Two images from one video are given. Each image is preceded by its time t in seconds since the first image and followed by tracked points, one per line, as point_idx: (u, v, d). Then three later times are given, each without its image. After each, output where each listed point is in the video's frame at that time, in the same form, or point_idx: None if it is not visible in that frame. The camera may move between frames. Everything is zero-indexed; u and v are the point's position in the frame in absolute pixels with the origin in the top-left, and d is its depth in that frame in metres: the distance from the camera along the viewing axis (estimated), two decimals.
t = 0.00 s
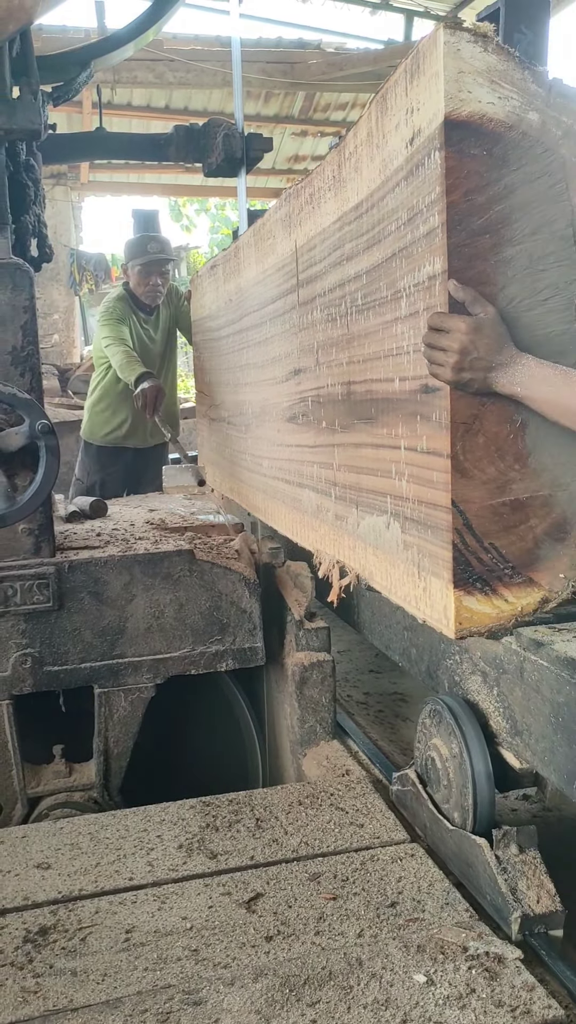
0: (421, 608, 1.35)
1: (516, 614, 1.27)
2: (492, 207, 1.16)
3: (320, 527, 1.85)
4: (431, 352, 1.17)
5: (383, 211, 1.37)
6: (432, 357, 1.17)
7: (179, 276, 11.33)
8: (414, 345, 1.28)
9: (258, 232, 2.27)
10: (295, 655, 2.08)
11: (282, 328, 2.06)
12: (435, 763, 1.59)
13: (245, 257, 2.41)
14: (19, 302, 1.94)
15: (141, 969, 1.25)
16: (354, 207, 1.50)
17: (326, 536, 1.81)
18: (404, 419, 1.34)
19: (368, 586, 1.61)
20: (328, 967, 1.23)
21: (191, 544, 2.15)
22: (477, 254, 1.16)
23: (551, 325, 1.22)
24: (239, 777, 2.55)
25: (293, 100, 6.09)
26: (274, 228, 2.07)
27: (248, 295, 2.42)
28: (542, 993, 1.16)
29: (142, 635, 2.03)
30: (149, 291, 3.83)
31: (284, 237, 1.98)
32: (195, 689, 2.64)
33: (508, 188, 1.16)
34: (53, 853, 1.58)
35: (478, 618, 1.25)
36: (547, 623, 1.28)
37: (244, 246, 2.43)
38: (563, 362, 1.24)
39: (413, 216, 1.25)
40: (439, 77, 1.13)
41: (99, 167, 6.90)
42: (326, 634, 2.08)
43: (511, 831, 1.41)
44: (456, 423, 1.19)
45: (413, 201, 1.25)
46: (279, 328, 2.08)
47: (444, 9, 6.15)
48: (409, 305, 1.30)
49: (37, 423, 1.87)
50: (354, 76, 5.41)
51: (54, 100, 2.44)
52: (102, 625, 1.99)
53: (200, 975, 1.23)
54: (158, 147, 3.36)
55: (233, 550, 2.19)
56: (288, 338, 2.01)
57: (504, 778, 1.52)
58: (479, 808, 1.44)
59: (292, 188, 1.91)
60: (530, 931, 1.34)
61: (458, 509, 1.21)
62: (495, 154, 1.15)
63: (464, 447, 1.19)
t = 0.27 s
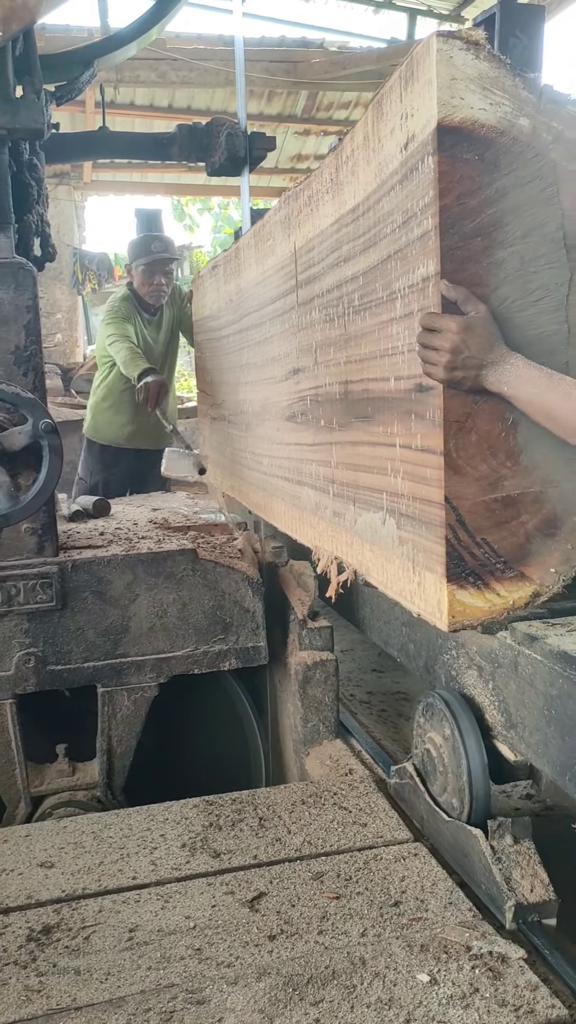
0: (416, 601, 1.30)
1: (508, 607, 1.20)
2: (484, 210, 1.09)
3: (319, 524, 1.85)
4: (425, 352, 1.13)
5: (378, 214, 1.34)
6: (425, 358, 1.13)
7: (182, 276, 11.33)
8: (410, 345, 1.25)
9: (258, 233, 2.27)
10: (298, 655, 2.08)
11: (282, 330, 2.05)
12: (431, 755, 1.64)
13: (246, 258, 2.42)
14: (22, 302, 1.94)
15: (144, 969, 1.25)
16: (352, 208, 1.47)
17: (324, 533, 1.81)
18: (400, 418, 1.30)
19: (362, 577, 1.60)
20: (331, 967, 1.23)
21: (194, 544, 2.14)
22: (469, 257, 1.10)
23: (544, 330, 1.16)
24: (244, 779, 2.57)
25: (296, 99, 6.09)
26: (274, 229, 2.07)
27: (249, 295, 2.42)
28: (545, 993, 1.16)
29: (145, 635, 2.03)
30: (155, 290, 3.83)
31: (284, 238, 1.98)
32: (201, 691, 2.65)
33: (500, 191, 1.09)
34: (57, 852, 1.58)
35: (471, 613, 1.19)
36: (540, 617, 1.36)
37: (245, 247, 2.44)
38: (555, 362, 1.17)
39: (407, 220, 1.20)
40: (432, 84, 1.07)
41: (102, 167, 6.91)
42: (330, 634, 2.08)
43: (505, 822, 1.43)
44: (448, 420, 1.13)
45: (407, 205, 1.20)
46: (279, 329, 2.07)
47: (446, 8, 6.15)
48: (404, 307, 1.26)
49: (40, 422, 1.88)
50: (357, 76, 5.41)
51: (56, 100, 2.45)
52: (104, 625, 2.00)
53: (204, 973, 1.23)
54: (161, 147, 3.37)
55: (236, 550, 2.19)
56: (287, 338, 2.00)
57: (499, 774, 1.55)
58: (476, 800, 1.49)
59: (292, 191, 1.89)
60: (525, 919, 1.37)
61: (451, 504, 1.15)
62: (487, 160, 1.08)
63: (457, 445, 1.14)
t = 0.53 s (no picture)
0: (411, 595, 1.32)
1: (501, 601, 1.22)
2: (476, 213, 1.11)
3: (317, 522, 1.85)
4: (418, 350, 1.13)
5: (373, 216, 1.35)
6: (418, 355, 1.14)
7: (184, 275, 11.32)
8: (404, 344, 1.26)
9: (258, 234, 2.27)
10: (301, 654, 2.08)
11: (280, 331, 2.05)
12: (426, 746, 1.67)
13: (246, 258, 2.42)
14: (24, 301, 1.94)
15: (147, 968, 1.25)
16: (348, 211, 1.48)
17: (322, 530, 1.81)
18: (394, 415, 1.32)
19: (359, 572, 1.61)
20: (334, 967, 1.23)
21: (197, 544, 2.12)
22: (461, 259, 1.12)
23: (536, 329, 1.18)
24: (246, 776, 2.57)
25: (298, 99, 6.09)
26: (273, 229, 2.08)
27: (249, 295, 2.42)
28: (548, 993, 1.16)
29: (148, 634, 2.03)
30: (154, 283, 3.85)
31: (282, 240, 1.98)
32: (201, 688, 2.66)
33: (491, 195, 1.12)
34: (60, 852, 1.58)
35: (464, 606, 1.20)
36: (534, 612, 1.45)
37: (245, 247, 2.44)
38: (545, 362, 1.19)
39: (401, 222, 1.22)
40: (425, 90, 1.09)
41: (105, 167, 6.91)
42: (333, 633, 2.08)
43: (501, 812, 1.48)
44: (440, 417, 1.15)
45: (401, 208, 1.22)
46: (278, 329, 2.07)
47: (449, 7, 6.15)
48: (398, 307, 1.27)
49: (42, 422, 1.88)
50: (359, 75, 5.41)
51: (58, 99, 2.46)
52: (107, 624, 2.00)
53: (206, 972, 1.23)
54: (163, 146, 3.37)
55: (239, 550, 2.18)
56: (286, 338, 2.00)
57: (494, 766, 1.58)
58: (470, 789, 1.52)
59: (291, 193, 1.89)
60: (518, 908, 1.39)
61: (444, 499, 1.17)
62: (479, 163, 1.10)
63: (449, 441, 1.16)
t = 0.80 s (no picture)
0: (405, 591, 1.36)
1: (492, 595, 1.27)
2: (468, 216, 1.15)
3: (315, 519, 1.87)
4: (411, 349, 1.18)
5: (370, 219, 1.37)
6: (412, 352, 1.18)
7: (185, 276, 11.31)
8: (398, 345, 1.29)
9: (258, 237, 2.28)
10: (304, 654, 2.08)
11: (279, 332, 2.06)
12: (424, 740, 1.69)
13: (246, 260, 2.43)
14: (27, 302, 1.94)
15: (150, 967, 1.25)
16: (345, 214, 1.50)
17: (320, 527, 1.83)
18: (390, 414, 1.35)
19: (356, 569, 1.63)
20: (337, 967, 1.23)
21: (200, 544, 2.12)
22: (454, 260, 1.16)
23: (525, 331, 1.22)
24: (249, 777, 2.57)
25: (300, 98, 6.09)
26: (272, 232, 2.09)
27: (249, 296, 2.43)
28: (552, 993, 1.15)
29: (150, 634, 2.03)
30: (140, 283, 3.92)
31: (281, 242, 1.99)
32: (201, 688, 2.67)
33: (483, 198, 1.15)
34: (63, 851, 1.59)
35: (457, 600, 1.25)
36: (528, 606, 1.46)
37: (244, 249, 2.45)
38: (536, 362, 1.24)
39: (396, 225, 1.25)
40: (418, 98, 1.14)
41: (107, 167, 6.92)
42: (336, 633, 2.08)
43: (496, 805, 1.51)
44: (434, 417, 1.20)
45: (396, 211, 1.25)
46: (276, 329, 2.08)
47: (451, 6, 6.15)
48: (393, 308, 1.30)
49: (45, 422, 1.88)
50: (361, 74, 5.42)
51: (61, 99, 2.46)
52: (110, 624, 2.00)
53: (209, 972, 1.23)
54: (166, 146, 3.37)
55: (241, 550, 2.18)
56: (285, 339, 2.01)
57: (490, 759, 1.62)
58: (466, 785, 1.54)
59: (289, 197, 1.91)
60: (513, 898, 1.42)
61: (437, 497, 1.22)
62: (470, 168, 1.14)
63: (442, 440, 1.21)
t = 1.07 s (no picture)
0: (400, 588, 1.38)
1: (485, 591, 1.29)
2: (461, 221, 1.18)
3: (314, 517, 1.88)
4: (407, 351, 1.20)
5: (365, 224, 1.40)
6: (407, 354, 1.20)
7: (188, 276, 11.30)
8: (393, 346, 1.31)
9: (257, 239, 2.28)
10: (307, 655, 2.07)
11: (278, 334, 2.06)
12: (420, 735, 1.73)
13: (246, 261, 2.43)
14: (30, 302, 1.94)
15: (153, 968, 1.25)
16: (342, 218, 1.52)
17: (319, 525, 1.84)
18: (385, 415, 1.37)
19: (353, 565, 1.65)
20: (341, 967, 1.23)
21: (203, 544, 2.13)
22: (447, 264, 1.19)
23: (516, 332, 1.25)
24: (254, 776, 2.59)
25: (303, 98, 6.09)
26: (271, 234, 2.09)
27: (248, 298, 2.43)
28: (555, 993, 1.15)
29: (153, 634, 2.03)
30: (125, 283, 3.92)
31: (280, 245, 2.00)
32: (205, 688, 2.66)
33: (476, 203, 1.18)
34: (66, 851, 1.59)
35: (450, 596, 1.27)
36: (523, 601, 1.54)
37: (244, 251, 2.45)
38: (528, 363, 1.26)
39: (391, 229, 1.28)
40: (411, 106, 1.17)
41: (109, 167, 6.92)
42: (338, 633, 2.08)
43: (491, 797, 1.55)
44: (427, 417, 1.22)
45: (391, 215, 1.27)
46: (275, 331, 2.09)
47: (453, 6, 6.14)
48: (388, 310, 1.32)
49: (48, 422, 1.88)
50: (363, 74, 5.42)
51: (64, 99, 2.46)
52: (113, 625, 2.00)
53: (213, 972, 1.23)
54: (168, 147, 3.37)
55: (244, 550, 2.19)
56: (284, 339, 2.00)
57: (485, 754, 1.63)
58: (463, 778, 1.58)
59: (287, 201, 1.91)
60: (506, 888, 1.46)
61: (431, 494, 1.23)
62: (463, 175, 1.17)
63: (436, 440, 1.23)
